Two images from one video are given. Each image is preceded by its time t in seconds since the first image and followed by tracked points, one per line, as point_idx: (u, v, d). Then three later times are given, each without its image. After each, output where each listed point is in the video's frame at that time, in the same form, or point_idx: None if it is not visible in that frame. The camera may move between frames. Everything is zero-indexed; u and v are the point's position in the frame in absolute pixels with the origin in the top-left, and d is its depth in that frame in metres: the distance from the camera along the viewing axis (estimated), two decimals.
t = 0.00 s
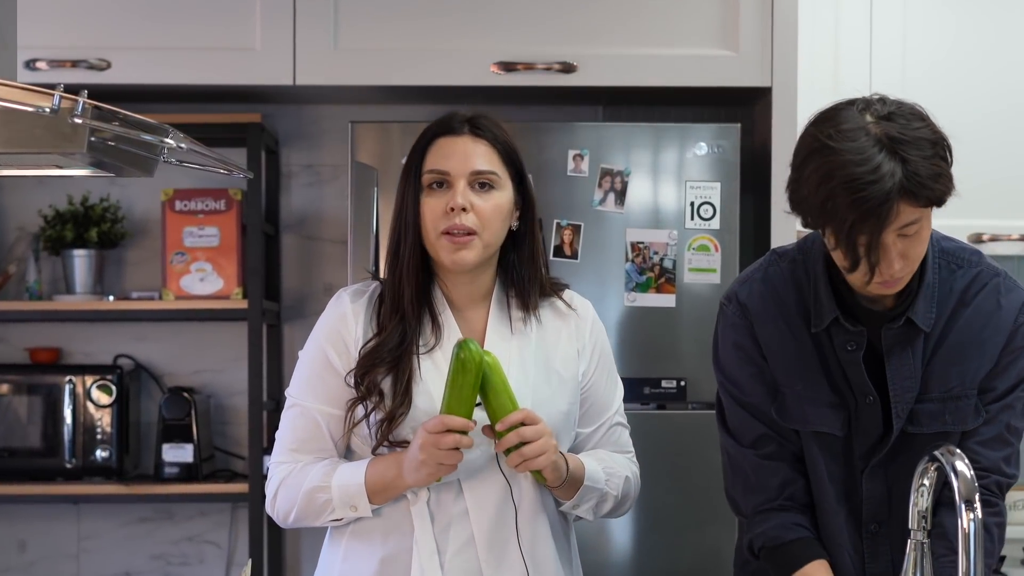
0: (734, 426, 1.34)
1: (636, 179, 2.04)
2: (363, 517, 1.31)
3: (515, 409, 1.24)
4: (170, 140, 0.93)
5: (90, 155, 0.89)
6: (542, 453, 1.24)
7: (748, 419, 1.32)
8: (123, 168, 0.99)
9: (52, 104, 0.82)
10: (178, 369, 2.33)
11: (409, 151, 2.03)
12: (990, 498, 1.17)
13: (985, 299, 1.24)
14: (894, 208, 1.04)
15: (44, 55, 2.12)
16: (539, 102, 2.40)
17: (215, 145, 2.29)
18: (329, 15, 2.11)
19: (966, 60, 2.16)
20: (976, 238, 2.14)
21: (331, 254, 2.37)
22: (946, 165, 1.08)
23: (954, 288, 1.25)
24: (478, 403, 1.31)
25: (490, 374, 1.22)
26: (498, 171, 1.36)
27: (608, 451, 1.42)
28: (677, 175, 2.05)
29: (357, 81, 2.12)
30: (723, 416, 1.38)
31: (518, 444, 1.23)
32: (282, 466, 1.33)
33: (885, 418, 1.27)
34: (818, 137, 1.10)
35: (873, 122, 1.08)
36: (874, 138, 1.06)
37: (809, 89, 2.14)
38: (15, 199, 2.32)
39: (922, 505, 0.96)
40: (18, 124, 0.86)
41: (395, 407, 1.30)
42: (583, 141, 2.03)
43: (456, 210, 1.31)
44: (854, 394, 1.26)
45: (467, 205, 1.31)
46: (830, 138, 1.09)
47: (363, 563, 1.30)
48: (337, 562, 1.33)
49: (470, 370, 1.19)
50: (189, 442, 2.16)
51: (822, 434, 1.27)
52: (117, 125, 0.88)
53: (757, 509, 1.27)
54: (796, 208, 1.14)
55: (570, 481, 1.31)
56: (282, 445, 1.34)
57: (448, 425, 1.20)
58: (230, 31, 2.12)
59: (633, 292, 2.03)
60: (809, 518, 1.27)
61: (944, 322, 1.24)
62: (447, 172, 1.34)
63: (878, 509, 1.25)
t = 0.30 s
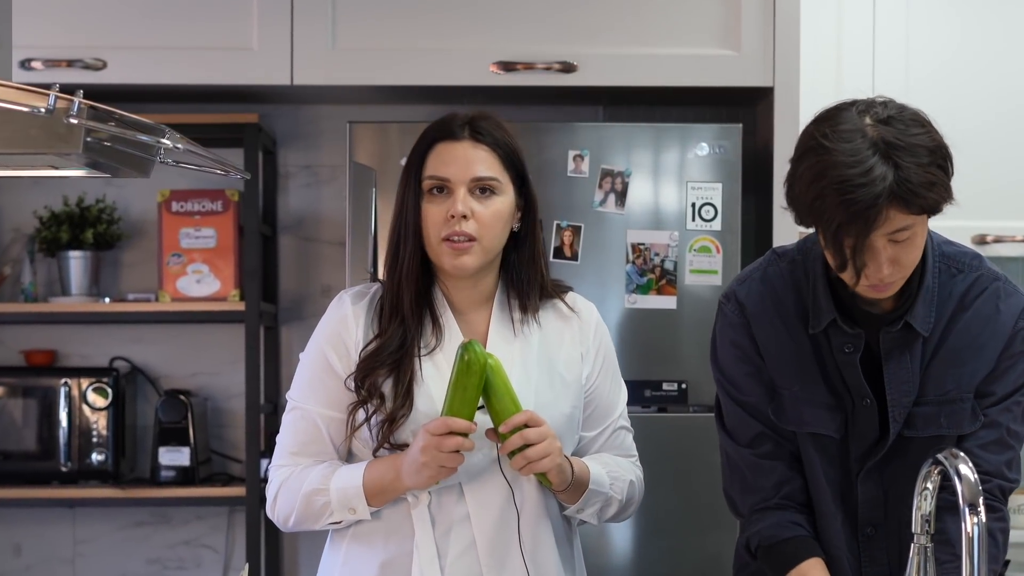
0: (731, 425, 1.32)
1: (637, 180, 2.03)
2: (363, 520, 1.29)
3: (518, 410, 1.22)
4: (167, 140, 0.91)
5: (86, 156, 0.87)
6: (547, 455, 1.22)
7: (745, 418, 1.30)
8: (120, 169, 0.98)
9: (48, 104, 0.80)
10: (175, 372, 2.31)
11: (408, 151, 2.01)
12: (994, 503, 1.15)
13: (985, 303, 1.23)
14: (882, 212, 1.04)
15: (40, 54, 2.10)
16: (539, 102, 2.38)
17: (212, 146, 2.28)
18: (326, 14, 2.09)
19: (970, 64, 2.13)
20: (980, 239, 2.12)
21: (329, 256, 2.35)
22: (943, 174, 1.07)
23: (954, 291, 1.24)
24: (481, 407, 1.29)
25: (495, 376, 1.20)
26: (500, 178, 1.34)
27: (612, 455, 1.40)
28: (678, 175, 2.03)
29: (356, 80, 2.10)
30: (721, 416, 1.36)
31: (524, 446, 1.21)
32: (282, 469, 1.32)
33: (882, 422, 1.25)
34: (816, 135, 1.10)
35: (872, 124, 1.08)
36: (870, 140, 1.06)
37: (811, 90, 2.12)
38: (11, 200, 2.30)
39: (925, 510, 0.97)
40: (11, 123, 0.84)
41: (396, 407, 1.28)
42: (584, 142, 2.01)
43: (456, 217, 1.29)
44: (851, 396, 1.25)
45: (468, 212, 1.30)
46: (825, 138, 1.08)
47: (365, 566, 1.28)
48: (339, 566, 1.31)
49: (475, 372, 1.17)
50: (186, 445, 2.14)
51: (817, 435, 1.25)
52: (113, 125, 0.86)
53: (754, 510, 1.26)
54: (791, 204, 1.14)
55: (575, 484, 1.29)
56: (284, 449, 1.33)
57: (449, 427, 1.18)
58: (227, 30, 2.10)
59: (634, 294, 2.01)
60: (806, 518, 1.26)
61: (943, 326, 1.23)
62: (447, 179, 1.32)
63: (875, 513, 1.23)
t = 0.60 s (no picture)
0: (731, 427, 1.30)
1: (637, 181, 2.01)
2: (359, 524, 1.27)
3: (517, 420, 1.20)
4: (164, 141, 0.89)
5: (82, 157, 0.85)
6: (548, 465, 1.20)
7: (745, 418, 1.28)
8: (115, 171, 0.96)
9: (43, 104, 0.79)
10: (171, 374, 2.29)
11: (406, 151, 1.99)
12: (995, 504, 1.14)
13: (983, 302, 1.21)
14: (871, 214, 1.02)
15: (35, 54, 2.08)
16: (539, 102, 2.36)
17: (209, 146, 2.26)
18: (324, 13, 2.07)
19: (974, 65, 2.12)
20: (983, 241, 2.11)
21: (327, 257, 2.33)
22: (935, 176, 1.04)
23: (951, 290, 1.22)
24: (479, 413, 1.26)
25: (494, 387, 1.18)
26: (504, 182, 1.32)
27: (616, 461, 1.38)
28: (679, 176, 2.01)
29: (354, 80, 2.08)
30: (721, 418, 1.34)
31: (523, 456, 1.19)
32: (283, 469, 1.31)
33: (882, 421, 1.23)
34: (807, 135, 1.08)
35: (863, 125, 1.06)
36: (860, 141, 1.04)
37: (813, 89, 2.10)
38: (6, 200, 2.28)
39: (928, 513, 0.94)
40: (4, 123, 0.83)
41: (396, 405, 1.27)
42: (584, 142, 1.99)
43: (459, 223, 1.28)
44: (851, 397, 1.23)
45: (471, 217, 1.28)
46: (814, 138, 1.06)
47: (361, 571, 1.26)
48: (336, 568, 1.29)
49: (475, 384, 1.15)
50: (182, 449, 2.12)
51: (819, 435, 1.23)
52: (109, 126, 0.84)
53: (760, 511, 1.23)
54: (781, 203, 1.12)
55: (579, 492, 1.27)
56: (284, 449, 1.32)
57: (446, 437, 1.16)
58: (224, 29, 2.08)
59: (635, 295, 1.99)
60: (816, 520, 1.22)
61: (941, 324, 1.21)
62: (450, 183, 1.30)
63: (874, 515, 1.22)
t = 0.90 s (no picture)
0: (734, 425, 1.29)
1: (638, 182, 1.99)
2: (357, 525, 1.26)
3: (515, 417, 1.18)
4: (160, 142, 0.87)
5: (77, 157, 0.84)
6: (547, 463, 1.18)
7: (747, 415, 1.27)
8: (111, 171, 0.94)
9: (38, 104, 0.77)
10: (168, 377, 2.27)
11: (405, 152, 1.97)
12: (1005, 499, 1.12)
13: (989, 298, 1.19)
14: (878, 224, 1.00)
15: (31, 54, 2.06)
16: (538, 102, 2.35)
17: (205, 146, 2.24)
18: (322, 12, 2.05)
19: (978, 65, 2.10)
20: (988, 242, 2.09)
21: (325, 259, 2.31)
22: (942, 184, 1.02)
23: (956, 286, 1.20)
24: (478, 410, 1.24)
25: (493, 382, 1.16)
26: (506, 179, 1.30)
27: (619, 464, 1.36)
28: (681, 177, 1.99)
29: (352, 80, 2.06)
30: (724, 416, 1.32)
31: (522, 453, 1.17)
32: (281, 473, 1.29)
33: (889, 417, 1.20)
34: (816, 139, 1.05)
35: (872, 132, 1.03)
36: (869, 150, 1.01)
37: (817, 88, 2.08)
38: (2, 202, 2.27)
39: (932, 518, 0.94)
40: None
41: (394, 408, 1.25)
42: (584, 143, 1.97)
43: (462, 218, 1.25)
44: (856, 393, 1.20)
45: (474, 212, 1.26)
46: (824, 144, 1.04)
47: None
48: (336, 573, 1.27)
49: (473, 379, 1.13)
50: (179, 452, 2.10)
51: (822, 431, 1.21)
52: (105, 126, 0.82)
53: (762, 509, 1.22)
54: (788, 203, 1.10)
55: (580, 493, 1.25)
56: (283, 453, 1.30)
57: (444, 434, 1.14)
58: (221, 28, 2.06)
59: (636, 297, 1.97)
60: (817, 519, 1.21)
61: (948, 320, 1.19)
62: (454, 179, 1.28)
63: (882, 512, 1.19)
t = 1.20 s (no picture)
0: (751, 424, 1.27)
1: (639, 182, 1.97)
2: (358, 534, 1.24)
3: (504, 410, 1.17)
4: (156, 142, 0.86)
5: (72, 157, 0.84)
6: (537, 458, 1.16)
7: (765, 414, 1.25)
8: (108, 171, 0.93)
9: (33, 104, 0.78)
10: (164, 380, 2.25)
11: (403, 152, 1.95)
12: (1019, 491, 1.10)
13: (1015, 297, 1.17)
14: (896, 230, 0.99)
15: (25, 53, 2.04)
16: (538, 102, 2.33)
17: (202, 147, 2.22)
18: (320, 11, 2.03)
19: (981, 67, 2.10)
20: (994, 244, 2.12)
21: (323, 260, 2.29)
22: (963, 191, 1.01)
23: (982, 284, 1.18)
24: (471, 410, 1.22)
25: (488, 376, 1.16)
26: (498, 176, 1.29)
27: (616, 458, 1.33)
28: (682, 178, 1.97)
29: (350, 80, 2.04)
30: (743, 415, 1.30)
31: (510, 446, 1.16)
32: (278, 488, 1.27)
33: (914, 416, 1.19)
34: (836, 143, 1.04)
35: (893, 137, 1.01)
36: (889, 155, 1.00)
37: (821, 89, 2.08)
38: None
39: (936, 522, 0.93)
40: None
41: (385, 413, 1.23)
42: (585, 143, 1.95)
43: (456, 215, 1.25)
44: (880, 392, 1.19)
45: (469, 210, 1.25)
46: (844, 149, 1.02)
47: None
48: None
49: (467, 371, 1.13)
50: (175, 456, 2.08)
51: (843, 431, 1.20)
52: (100, 126, 0.83)
53: (766, 506, 1.20)
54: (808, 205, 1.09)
55: (575, 489, 1.23)
56: (280, 466, 1.28)
57: (449, 430, 1.14)
58: (218, 28, 2.04)
59: (637, 299, 1.95)
60: (820, 521, 1.18)
61: (974, 319, 1.17)
62: (447, 175, 1.27)
63: (907, 510, 1.17)
